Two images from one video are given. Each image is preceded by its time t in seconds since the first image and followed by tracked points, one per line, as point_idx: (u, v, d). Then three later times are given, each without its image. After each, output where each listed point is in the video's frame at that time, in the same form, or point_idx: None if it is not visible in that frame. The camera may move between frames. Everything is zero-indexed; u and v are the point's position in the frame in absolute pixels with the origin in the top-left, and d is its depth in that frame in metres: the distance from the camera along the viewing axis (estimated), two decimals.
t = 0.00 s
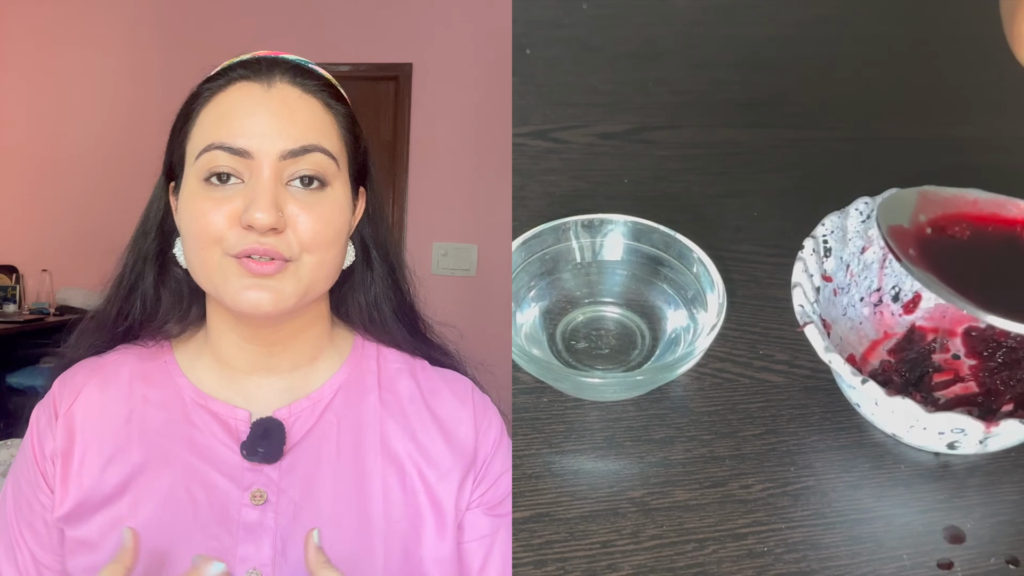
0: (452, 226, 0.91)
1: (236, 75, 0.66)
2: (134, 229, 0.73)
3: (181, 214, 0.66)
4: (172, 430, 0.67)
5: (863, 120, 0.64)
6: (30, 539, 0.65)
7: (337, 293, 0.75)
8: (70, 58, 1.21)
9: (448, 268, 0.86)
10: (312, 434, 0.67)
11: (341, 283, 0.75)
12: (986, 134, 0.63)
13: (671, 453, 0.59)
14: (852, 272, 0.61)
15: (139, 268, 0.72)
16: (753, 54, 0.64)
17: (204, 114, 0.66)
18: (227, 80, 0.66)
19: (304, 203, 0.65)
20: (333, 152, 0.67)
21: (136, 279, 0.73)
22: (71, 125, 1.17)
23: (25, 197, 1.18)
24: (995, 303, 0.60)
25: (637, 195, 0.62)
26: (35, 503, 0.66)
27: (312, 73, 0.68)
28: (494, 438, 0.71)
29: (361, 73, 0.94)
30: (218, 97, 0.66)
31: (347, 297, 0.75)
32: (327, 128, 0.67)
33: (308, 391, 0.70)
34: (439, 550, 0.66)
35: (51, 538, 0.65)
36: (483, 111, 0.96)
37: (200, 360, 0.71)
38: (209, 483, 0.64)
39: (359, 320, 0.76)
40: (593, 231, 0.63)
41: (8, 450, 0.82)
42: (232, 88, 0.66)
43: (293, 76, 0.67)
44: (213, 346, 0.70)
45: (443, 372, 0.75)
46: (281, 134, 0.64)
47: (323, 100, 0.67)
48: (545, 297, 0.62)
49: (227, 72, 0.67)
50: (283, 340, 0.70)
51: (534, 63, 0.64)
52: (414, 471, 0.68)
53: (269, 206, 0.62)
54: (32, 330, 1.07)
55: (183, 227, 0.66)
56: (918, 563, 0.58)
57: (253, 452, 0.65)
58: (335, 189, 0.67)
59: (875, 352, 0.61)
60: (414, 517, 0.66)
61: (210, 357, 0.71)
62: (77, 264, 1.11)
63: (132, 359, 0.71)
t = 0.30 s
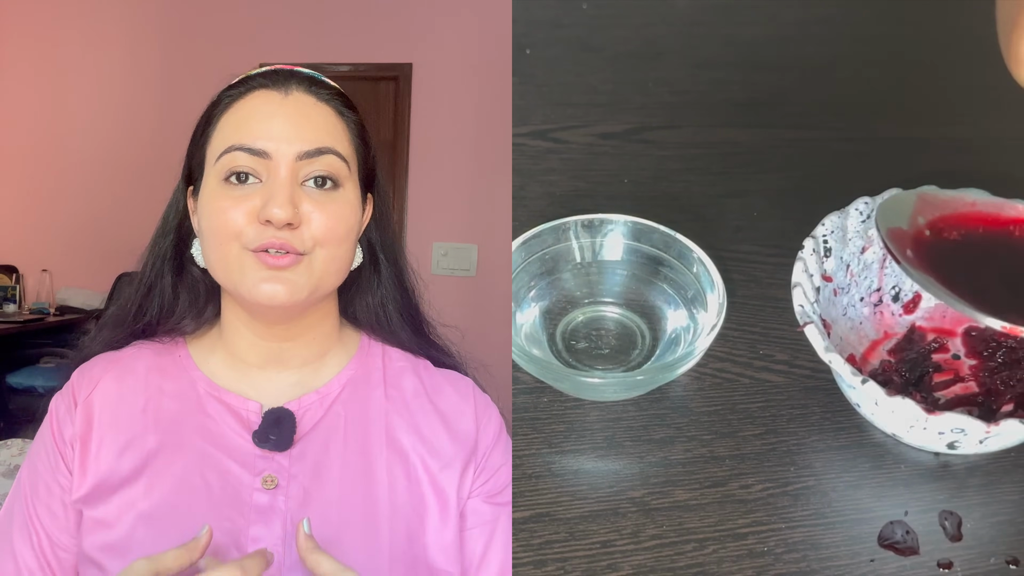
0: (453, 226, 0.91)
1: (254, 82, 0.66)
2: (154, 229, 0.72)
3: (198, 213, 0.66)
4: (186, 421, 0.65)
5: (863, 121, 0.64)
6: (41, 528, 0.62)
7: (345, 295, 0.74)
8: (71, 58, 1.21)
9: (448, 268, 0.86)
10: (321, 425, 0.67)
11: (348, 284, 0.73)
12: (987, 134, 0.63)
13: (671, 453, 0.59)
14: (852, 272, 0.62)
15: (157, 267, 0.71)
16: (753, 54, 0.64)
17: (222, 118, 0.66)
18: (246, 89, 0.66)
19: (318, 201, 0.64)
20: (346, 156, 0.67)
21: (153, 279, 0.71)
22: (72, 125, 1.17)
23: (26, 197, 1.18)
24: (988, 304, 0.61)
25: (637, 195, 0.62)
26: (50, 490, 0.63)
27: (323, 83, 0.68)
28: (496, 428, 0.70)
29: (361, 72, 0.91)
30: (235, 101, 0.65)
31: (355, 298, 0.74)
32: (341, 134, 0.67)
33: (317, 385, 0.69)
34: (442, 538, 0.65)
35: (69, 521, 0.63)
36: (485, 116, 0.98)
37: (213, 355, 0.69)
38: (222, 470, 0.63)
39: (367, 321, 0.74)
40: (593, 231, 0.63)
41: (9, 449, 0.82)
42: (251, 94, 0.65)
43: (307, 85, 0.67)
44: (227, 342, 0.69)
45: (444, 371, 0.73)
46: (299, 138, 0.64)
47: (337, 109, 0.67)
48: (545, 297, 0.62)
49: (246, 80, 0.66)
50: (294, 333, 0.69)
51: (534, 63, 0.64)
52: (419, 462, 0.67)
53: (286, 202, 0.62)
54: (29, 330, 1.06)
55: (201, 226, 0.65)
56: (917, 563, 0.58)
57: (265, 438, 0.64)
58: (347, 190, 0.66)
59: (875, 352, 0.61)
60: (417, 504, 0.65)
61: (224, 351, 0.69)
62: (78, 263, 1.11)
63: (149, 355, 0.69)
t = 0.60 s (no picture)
0: (452, 228, 0.91)
1: (258, 86, 0.66)
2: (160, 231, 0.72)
3: (202, 215, 0.66)
4: (193, 416, 0.66)
5: (862, 122, 0.64)
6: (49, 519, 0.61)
7: (348, 296, 0.73)
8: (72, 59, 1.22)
9: (447, 268, 0.85)
10: (322, 422, 0.67)
11: (350, 284, 0.73)
12: (986, 134, 0.63)
13: (671, 453, 0.59)
14: (852, 271, 0.62)
15: (164, 268, 0.71)
16: (753, 55, 0.64)
17: (225, 121, 0.66)
18: (250, 93, 0.66)
19: (321, 204, 0.64)
20: (348, 159, 0.67)
21: (160, 279, 0.71)
22: (72, 125, 1.18)
23: (26, 197, 1.18)
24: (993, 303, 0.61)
25: (637, 195, 0.62)
26: (58, 481, 0.63)
27: (326, 87, 0.68)
28: (494, 423, 0.71)
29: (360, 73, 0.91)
30: (236, 103, 0.65)
31: (357, 298, 0.74)
32: (343, 137, 0.67)
33: (319, 382, 0.69)
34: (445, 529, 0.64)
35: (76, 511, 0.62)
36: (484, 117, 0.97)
37: (217, 354, 0.69)
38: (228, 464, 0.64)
39: (368, 320, 0.74)
40: (593, 231, 0.63)
41: (9, 449, 0.82)
42: (253, 97, 0.65)
43: (310, 89, 0.67)
44: (230, 340, 0.69)
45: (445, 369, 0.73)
46: (302, 141, 0.64)
47: (339, 112, 0.67)
48: (545, 297, 0.62)
49: (249, 85, 0.66)
50: (298, 330, 0.69)
51: (534, 63, 0.64)
52: (421, 456, 0.66)
53: (289, 204, 0.63)
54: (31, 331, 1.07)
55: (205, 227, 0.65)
56: (918, 563, 0.58)
57: (269, 434, 0.66)
58: (349, 193, 0.66)
59: (875, 352, 0.61)
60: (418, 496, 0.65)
61: (227, 349, 0.69)
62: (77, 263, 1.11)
63: (157, 354, 0.69)
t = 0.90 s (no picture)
0: (451, 227, 0.89)
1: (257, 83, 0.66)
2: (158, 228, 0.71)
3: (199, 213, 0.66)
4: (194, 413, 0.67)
5: (863, 122, 0.64)
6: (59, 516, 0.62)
7: (348, 296, 0.72)
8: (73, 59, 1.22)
9: (447, 268, 0.83)
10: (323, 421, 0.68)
11: (352, 284, 0.72)
12: (986, 134, 0.63)
13: (672, 453, 0.59)
14: (852, 271, 0.62)
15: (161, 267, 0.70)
16: (753, 55, 0.64)
17: (223, 118, 0.65)
18: (247, 88, 0.66)
19: (321, 202, 0.64)
20: (349, 155, 0.67)
21: (158, 278, 0.71)
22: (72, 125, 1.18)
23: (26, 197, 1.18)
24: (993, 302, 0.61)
25: (637, 195, 0.62)
26: (65, 479, 0.63)
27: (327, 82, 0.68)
28: (493, 419, 0.72)
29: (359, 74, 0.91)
30: (236, 101, 0.65)
31: (358, 298, 0.73)
32: (344, 132, 0.67)
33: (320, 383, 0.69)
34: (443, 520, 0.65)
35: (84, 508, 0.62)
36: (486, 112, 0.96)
37: (217, 354, 0.69)
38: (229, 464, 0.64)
39: (369, 320, 0.74)
40: (593, 231, 0.63)
41: (10, 449, 0.82)
42: (252, 93, 0.65)
43: (309, 84, 0.67)
44: (229, 338, 0.69)
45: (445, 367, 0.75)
46: (302, 138, 0.64)
47: (339, 108, 0.67)
48: (545, 297, 0.62)
49: (247, 81, 0.66)
50: (298, 330, 0.69)
51: (534, 63, 0.64)
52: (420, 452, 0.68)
53: (287, 202, 0.62)
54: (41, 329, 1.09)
55: (202, 225, 0.66)
56: (917, 563, 0.58)
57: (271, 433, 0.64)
58: (350, 188, 0.66)
59: (875, 352, 0.61)
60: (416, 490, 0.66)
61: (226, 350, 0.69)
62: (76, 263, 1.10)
63: (154, 349, 0.70)
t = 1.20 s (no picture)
0: (449, 226, 0.87)
1: (255, 76, 0.66)
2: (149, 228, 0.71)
3: (195, 213, 0.66)
4: (186, 428, 0.66)
5: (862, 122, 0.64)
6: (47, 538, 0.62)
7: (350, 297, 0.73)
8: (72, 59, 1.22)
9: (448, 268, 0.81)
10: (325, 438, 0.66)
11: (355, 288, 0.72)
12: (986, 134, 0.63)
13: (672, 453, 0.59)
14: (852, 271, 0.63)
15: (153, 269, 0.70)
16: (753, 55, 0.64)
17: (221, 113, 0.65)
18: (246, 81, 0.66)
19: (322, 204, 0.64)
20: (353, 152, 0.67)
21: (149, 280, 0.71)
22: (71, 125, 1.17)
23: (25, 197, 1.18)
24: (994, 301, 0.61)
25: (637, 195, 0.62)
26: (55, 498, 0.63)
27: (332, 76, 0.68)
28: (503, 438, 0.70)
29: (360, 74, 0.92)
30: (235, 95, 0.65)
31: (362, 302, 0.73)
32: (347, 128, 0.67)
33: (319, 395, 0.69)
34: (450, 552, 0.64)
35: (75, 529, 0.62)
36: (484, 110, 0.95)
37: (213, 361, 0.69)
38: (222, 485, 0.63)
39: (374, 323, 0.74)
40: (593, 231, 0.63)
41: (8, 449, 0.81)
42: (251, 88, 0.65)
43: (312, 78, 0.67)
44: (227, 346, 0.69)
45: (455, 376, 0.73)
46: (302, 136, 0.64)
47: (344, 103, 0.67)
48: (545, 297, 0.62)
49: (247, 72, 0.66)
50: (299, 340, 0.69)
51: (534, 63, 0.64)
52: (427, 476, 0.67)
53: (288, 206, 0.63)
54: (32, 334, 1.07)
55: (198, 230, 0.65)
56: (918, 564, 0.57)
57: (268, 457, 0.64)
58: (353, 188, 0.67)
59: (875, 352, 0.62)
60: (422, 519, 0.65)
61: (223, 358, 0.69)
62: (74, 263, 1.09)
63: (148, 359, 0.70)
